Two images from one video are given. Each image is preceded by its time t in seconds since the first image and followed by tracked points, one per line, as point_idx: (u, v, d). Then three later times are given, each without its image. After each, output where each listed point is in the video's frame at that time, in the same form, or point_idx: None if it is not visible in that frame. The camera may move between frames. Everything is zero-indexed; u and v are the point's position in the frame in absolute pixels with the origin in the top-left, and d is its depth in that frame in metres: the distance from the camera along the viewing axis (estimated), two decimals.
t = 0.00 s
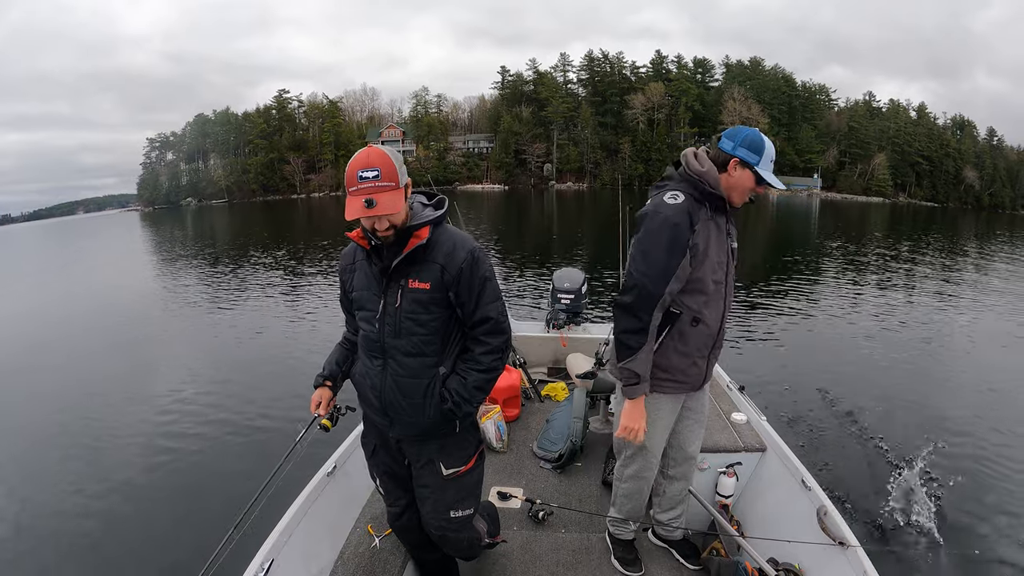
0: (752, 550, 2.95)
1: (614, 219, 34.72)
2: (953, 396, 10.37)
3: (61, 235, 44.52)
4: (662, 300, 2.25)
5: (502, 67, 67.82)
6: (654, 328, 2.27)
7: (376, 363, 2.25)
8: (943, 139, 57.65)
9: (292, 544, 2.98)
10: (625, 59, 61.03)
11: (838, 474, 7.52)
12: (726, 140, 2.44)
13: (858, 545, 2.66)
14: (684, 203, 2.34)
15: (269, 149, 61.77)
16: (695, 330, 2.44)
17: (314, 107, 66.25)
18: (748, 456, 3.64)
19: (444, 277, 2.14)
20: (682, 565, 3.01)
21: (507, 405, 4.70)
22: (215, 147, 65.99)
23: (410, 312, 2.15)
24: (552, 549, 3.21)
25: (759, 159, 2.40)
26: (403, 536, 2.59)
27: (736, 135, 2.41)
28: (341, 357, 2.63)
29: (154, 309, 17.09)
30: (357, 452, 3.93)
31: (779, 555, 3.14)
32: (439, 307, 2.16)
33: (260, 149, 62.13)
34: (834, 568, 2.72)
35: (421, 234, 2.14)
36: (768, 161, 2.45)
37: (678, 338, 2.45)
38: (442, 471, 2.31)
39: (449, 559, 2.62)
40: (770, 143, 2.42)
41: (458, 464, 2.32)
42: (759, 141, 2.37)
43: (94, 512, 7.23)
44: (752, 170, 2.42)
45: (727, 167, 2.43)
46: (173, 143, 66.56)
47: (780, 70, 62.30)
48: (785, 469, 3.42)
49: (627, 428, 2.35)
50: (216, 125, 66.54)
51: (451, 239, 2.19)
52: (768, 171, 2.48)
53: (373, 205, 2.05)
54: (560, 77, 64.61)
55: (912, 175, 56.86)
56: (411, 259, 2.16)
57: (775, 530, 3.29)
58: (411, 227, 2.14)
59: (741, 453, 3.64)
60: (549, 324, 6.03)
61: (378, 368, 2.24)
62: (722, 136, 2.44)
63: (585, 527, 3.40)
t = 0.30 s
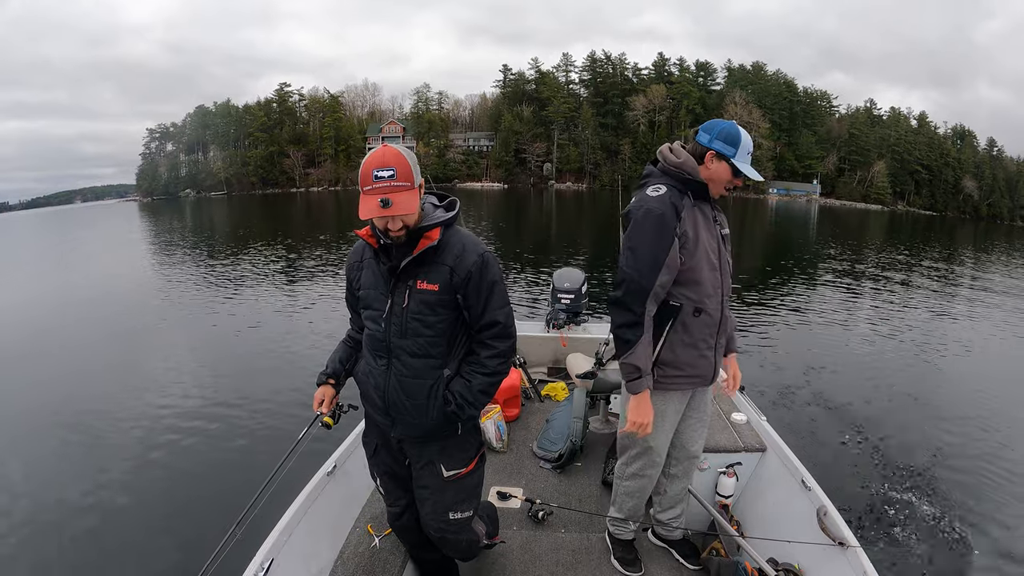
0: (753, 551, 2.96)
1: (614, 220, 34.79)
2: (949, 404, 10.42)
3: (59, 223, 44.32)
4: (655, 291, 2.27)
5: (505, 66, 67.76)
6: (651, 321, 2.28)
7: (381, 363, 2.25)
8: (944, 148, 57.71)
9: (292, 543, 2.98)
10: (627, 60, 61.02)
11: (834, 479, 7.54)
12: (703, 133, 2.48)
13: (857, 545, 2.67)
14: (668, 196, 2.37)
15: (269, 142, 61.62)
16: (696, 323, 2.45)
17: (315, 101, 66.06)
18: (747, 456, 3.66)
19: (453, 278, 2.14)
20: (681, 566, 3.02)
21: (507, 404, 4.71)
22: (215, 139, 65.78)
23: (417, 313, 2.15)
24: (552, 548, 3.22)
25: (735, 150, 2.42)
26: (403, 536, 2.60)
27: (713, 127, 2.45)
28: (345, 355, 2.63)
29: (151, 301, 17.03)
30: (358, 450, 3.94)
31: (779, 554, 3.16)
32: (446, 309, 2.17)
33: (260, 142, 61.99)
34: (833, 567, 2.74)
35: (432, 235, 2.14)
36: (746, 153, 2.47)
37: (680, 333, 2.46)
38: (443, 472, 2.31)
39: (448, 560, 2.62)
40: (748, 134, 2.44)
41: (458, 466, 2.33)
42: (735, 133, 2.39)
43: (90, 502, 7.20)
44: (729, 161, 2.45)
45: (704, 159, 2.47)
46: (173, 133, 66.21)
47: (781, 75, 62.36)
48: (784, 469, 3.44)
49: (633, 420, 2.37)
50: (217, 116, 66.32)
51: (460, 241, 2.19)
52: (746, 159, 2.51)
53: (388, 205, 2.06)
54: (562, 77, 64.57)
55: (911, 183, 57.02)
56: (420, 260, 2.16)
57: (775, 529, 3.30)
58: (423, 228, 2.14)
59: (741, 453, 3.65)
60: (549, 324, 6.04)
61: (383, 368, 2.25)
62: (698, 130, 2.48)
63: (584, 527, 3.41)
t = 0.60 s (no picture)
0: (752, 551, 2.96)
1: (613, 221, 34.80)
2: (947, 404, 10.43)
3: (57, 224, 44.20)
4: (651, 293, 2.27)
5: (504, 66, 67.84)
6: (648, 322, 2.29)
7: (379, 362, 2.25)
8: (942, 148, 57.77)
9: (292, 543, 2.98)
10: (626, 61, 61.12)
11: (835, 480, 7.53)
12: (681, 130, 2.47)
13: (857, 546, 2.67)
14: (652, 197, 2.38)
15: (268, 143, 61.62)
16: (693, 321, 2.45)
17: (314, 102, 66.07)
18: (747, 456, 3.66)
19: (451, 278, 2.14)
20: (681, 565, 3.02)
21: (507, 404, 4.71)
22: (214, 140, 65.75)
23: (415, 312, 2.15)
24: (552, 549, 3.22)
25: (715, 142, 2.42)
26: (401, 536, 2.60)
27: (691, 122, 2.45)
28: (344, 355, 2.63)
29: (150, 301, 17.00)
30: (357, 450, 3.93)
31: (778, 555, 3.16)
32: (443, 308, 2.16)
33: (259, 143, 61.96)
34: (833, 567, 2.74)
35: (431, 235, 2.14)
36: (727, 147, 2.47)
37: (679, 331, 2.46)
38: (440, 472, 2.31)
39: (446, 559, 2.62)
40: (727, 127, 2.44)
41: (456, 465, 2.33)
42: (713, 127, 2.39)
43: (92, 503, 7.22)
44: (710, 154, 2.44)
45: (686, 155, 2.47)
46: (172, 134, 66.12)
47: (780, 76, 62.45)
48: (784, 469, 3.44)
49: (631, 428, 2.35)
50: (216, 117, 66.29)
51: (458, 241, 2.19)
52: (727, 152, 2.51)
53: (387, 205, 2.06)
54: (561, 77, 64.64)
55: (911, 183, 57.08)
56: (418, 260, 2.17)
57: (775, 530, 3.30)
58: (421, 228, 2.14)
59: (741, 453, 3.65)
60: (549, 324, 6.03)
61: (381, 367, 2.25)
62: (677, 126, 2.47)
63: (584, 527, 3.40)
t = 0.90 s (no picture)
0: (752, 550, 2.95)
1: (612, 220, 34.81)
2: (950, 398, 10.41)
3: (57, 234, 44.25)
4: (630, 293, 2.29)
5: (501, 68, 67.95)
6: (625, 322, 2.31)
7: (375, 362, 2.24)
8: (940, 141, 57.73)
9: (292, 544, 2.97)
10: (622, 61, 61.18)
11: (838, 477, 7.53)
12: (680, 132, 2.47)
13: (858, 546, 2.65)
14: (642, 199, 2.38)
15: (266, 149, 61.66)
16: (684, 322, 2.43)
17: (312, 107, 66.19)
18: (747, 456, 3.65)
19: (443, 277, 2.14)
20: (681, 565, 3.01)
21: (507, 405, 4.71)
22: (212, 147, 65.85)
23: (409, 312, 2.15)
24: (552, 549, 3.21)
25: (714, 145, 2.41)
26: (401, 536, 2.59)
27: (691, 125, 2.45)
28: (341, 355, 2.63)
29: (151, 309, 17.02)
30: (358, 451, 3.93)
31: (779, 555, 3.15)
32: (437, 307, 2.16)
33: (257, 149, 62.01)
34: (834, 568, 2.73)
35: (422, 234, 2.14)
36: (726, 150, 2.47)
37: (669, 331, 2.45)
38: (438, 471, 2.31)
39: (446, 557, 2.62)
40: (725, 129, 2.43)
41: (454, 464, 2.32)
42: (712, 129, 2.38)
43: (94, 512, 7.20)
44: (709, 157, 2.44)
45: (683, 157, 2.46)
46: (171, 142, 66.16)
47: (776, 72, 62.52)
48: (784, 469, 3.42)
49: (611, 426, 2.33)
50: (214, 124, 66.39)
51: (451, 240, 2.19)
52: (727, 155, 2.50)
53: (378, 205, 2.05)
54: (558, 78, 64.71)
55: (909, 177, 57.09)
56: (410, 259, 2.16)
57: (775, 530, 3.29)
58: (412, 227, 2.14)
59: (741, 453, 3.64)
60: (549, 325, 6.03)
61: (376, 367, 2.24)
62: (675, 128, 2.48)
63: (585, 527, 3.39)
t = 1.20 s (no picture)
0: (752, 550, 2.94)
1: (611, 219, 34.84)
2: (950, 393, 10.39)
3: (56, 239, 44.20)
4: (624, 290, 2.30)
5: (498, 68, 67.99)
6: (617, 318, 2.33)
7: (373, 362, 2.24)
8: (938, 136, 57.72)
9: (292, 544, 2.97)
10: (619, 59, 61.19)
11: (839, 474, 7.52)
12: (688, 133, 2.47)
13: (858, 545, 2.66)
14: (644, 196, 2.39)
15: (264, 152, 61.61)
16: (681, 321, 2.43)
17: (310, 109, 66.20)
18: (747, 456, 3.65)
19: (441, 276, 2.13)
20: (681, 565, 3.01)
21: (507, 404, 4.71)
22: (211, 150, 65.85)
23: (406, 312, 2.15)
24: (552, 549, 3.21)
25: (723, 149, 2.41)
26: (402, 536, 2.59)
27: (700, 127, 2.43)
28: (338, 352, 2.63)
29: (150, 313, 17.00)
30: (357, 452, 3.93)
31: (780, 554, 3.14)
32: (434, 307, 2.16)
33: (255, 152, 62.01)
34: (834, 568, 2.73)
35: (418, 234, 2.13)
36: (733, 154, 2.46)
37: (666, 330, 2.45)
38: (439, 470, 2.31)
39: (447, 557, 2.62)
40: (734, 132, 2.42)
41: (455, 463, 2.32)
42: (722, 132, 2.37)
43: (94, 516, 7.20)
44: (717, 161, 2.44)
45: (691, 158, 2.46)
46: (169, 146, 66.07)
47: (774, 69, 62.58)
48: (784, 469, 3.42)
49: (592, 411, 2.39)
50: (212, 128, 66.39)
51: (447, 239, 2.18)
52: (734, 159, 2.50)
53: (373, 205, 2.05)
54: (555, 77, 64.72)
55: (908, 172, 57.07)
56: (407, 259, 2.16)
57: (775, 530, 3.29)
58: (408, 227, 2.13)
59: (741, 453, 3.64)
60: (549, 325, 6.03)
61: (375, 367, 2.24)
62: (685, 129, 2.46)
63: (585, 527, 3.39)
